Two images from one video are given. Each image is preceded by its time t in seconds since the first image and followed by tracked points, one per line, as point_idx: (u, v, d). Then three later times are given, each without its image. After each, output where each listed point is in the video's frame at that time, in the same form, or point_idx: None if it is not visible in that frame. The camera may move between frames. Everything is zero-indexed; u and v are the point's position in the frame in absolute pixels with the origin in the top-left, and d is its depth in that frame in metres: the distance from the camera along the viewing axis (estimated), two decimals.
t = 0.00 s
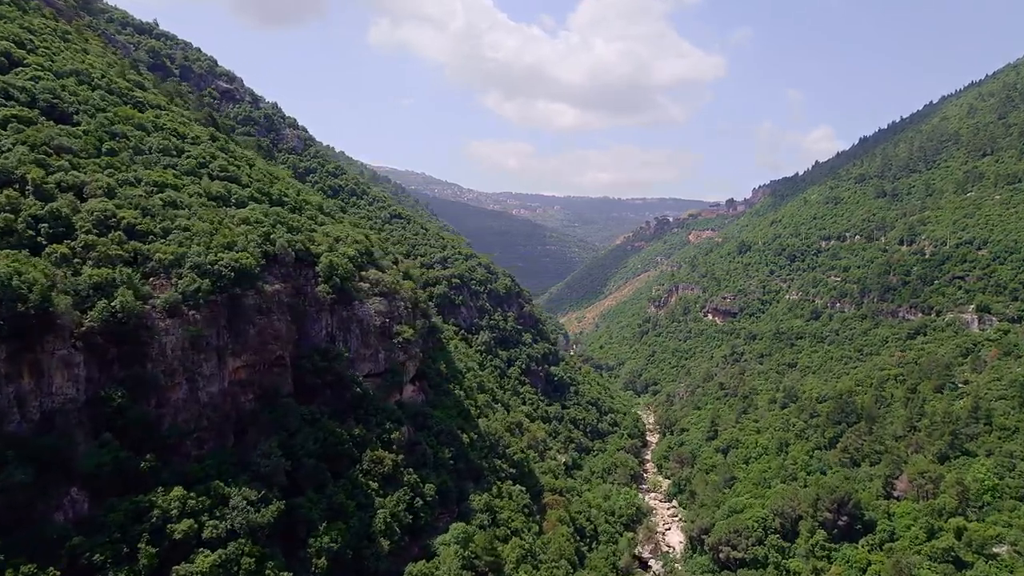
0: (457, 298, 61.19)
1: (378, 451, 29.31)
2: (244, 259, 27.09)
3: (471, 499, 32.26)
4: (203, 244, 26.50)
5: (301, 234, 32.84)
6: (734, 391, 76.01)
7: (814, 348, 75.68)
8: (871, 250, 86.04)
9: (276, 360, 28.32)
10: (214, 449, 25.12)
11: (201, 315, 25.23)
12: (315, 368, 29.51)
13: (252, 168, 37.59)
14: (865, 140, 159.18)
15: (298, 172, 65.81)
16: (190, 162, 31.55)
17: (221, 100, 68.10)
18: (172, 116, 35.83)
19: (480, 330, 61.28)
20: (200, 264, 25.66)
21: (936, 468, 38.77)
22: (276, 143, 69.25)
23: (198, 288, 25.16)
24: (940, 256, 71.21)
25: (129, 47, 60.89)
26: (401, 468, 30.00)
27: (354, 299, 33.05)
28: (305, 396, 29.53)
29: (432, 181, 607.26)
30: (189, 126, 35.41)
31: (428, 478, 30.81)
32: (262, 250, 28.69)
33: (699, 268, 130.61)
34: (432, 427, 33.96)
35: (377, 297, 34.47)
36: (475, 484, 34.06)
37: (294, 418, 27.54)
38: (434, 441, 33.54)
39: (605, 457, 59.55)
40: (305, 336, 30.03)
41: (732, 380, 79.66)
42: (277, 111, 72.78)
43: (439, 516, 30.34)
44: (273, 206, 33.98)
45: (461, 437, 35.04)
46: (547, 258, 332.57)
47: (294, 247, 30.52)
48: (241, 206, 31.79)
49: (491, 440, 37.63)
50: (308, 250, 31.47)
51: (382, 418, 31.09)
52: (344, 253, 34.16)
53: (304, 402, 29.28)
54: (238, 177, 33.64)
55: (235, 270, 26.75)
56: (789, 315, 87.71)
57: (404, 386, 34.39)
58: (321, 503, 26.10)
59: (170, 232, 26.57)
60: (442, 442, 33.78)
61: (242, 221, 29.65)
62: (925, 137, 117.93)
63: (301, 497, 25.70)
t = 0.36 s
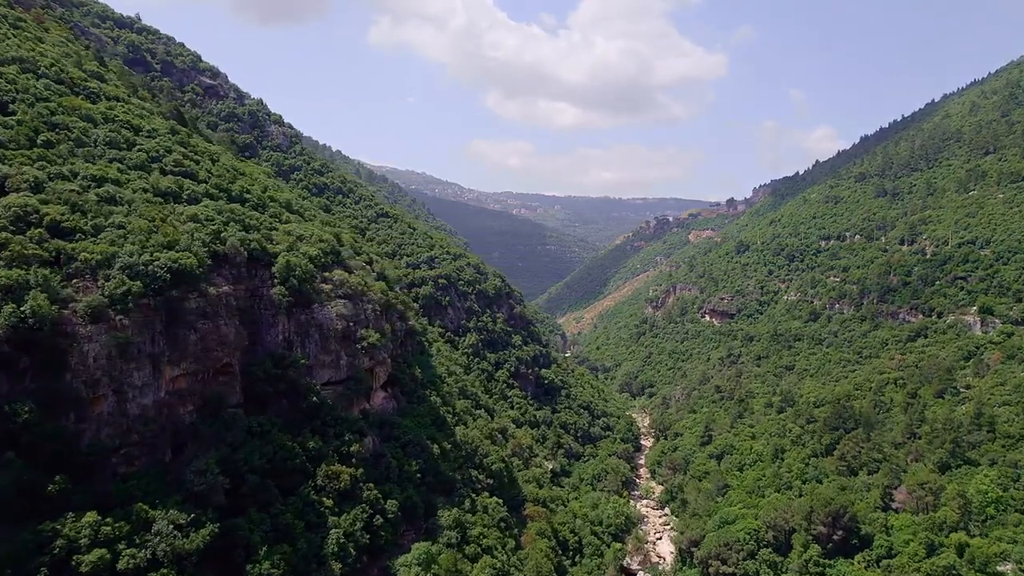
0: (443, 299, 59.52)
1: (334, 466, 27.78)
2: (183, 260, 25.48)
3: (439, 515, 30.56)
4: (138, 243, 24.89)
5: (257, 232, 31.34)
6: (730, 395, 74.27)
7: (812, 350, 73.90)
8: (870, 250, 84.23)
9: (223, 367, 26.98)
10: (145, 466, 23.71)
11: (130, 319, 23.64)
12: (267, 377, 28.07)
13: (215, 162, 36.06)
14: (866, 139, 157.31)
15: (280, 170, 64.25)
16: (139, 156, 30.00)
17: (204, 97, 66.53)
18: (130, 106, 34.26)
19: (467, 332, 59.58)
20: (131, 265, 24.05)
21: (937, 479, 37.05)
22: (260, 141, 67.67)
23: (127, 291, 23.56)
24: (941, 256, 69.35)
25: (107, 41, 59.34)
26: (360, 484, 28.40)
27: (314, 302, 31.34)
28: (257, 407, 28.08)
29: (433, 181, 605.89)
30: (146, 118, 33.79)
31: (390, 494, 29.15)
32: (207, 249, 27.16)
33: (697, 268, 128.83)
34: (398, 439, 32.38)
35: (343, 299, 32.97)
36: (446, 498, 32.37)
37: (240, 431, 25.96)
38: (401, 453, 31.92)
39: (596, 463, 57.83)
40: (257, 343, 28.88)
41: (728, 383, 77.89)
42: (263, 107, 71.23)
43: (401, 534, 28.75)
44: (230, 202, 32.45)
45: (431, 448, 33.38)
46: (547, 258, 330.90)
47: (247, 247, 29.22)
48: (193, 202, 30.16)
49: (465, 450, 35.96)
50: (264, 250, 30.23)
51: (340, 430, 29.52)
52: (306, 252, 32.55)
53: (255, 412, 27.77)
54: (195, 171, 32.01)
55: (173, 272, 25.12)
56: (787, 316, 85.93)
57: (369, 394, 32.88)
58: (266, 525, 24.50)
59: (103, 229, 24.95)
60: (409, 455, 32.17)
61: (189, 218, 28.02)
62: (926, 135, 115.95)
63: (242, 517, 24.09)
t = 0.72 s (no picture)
0: (430, 300, 57.14)
1: (277, 492, 25.53)
2: (94, 259, 23.19)
3: (400, 541, 28.31)
4: (41, 240, 22.45)
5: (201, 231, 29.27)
6: (732, 400, 71.68)
7: (817, 354, 71.17)
8: (878, 249, 81.33)
9: (148, 381, 24.90)
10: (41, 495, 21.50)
11: (23, 330, 21.25)
12: (203, 391, 26.06)
13: (167, 154, 33.88)
14: (874, 136, 154.14)
15: (263, 167, 62.05)
16: (69, 144, 27.80)
17: (186, 90, 64.37)
18: (73, 93, 32.10)
19: (456, 335, 57.19)
20: (27, 265, 21.63)
21: (952, 498, 34.72)
22: (244, 136, 65.48)
23: (20, 295, 21.05)
24: (952, 256, 66.49)
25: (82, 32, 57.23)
26: (306, 510, 26.21)
27: (262, 307, 28.93)
28: (195, 423, 26.01)
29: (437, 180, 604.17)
30: (89, 107, 31.70)
31: (343, 520, 26.94)
32: (133, 249, 25.07)
33: (700, 267, 126.01)
34: (357, 457, 30.19)
35: (298, 304, 30.73)
36: (410, 521, 30.12)
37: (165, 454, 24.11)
38: (359, 473, 29.63)
39: (590, 473, 55.39)
40: (196, 354, 26.89)
41: (729, 388, 75.22)
42: (248, 102, 69.06)
43: (354, 564, 26.58)
44: (174, 196, 30.24)
45: (395, 467, 31.11)
46: (550, 257, 328.14)
47: (183, 245, 27.21)
48: (129, 195, 27.93)
49: (438, 466, 34.04)
50: (204, 250, 28.15)
51: (287, 450, 27.38)
52: (255, 253, 30.26)
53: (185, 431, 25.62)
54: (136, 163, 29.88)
55: (83, 272, 22.86)
56: (791, 318, 83.18)
57: (324, 407, 30.49)
58: (188, 561, 22.19)
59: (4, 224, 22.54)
60: (369, 475, 29.88)
61: (114, 212, 25.72)
62: (936, 132, 112.75)
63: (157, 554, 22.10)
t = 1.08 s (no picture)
0: (418, 303, 54.02)
1: (200, 535, 22.19)
2: None
3: None
4: None
5: (126, 227, 26.25)
6: (739, 408, 68.35)
7: (829, 359, 67.66)
8: (892, 249, 77.62)
9: (42, 404, 21.49)
10: None
11: None
12: (112, 417, 22.84)
13: (104, 140, 30.93)
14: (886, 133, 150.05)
15: (244, 162, 59.16)
16: None
17: (167, 82, 61.52)
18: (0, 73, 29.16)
19: (446, 340, 54.14)
20: None
21: (986, 527, 31.76)
22: (227, 130, 62.64)
23: None
24: (973, 256, 62.80)
25: (54, 20, 54.46)
26: (236, 555, 22.97)
27: (195, 317, 25.83)
28: (103, 451, 22.87)
29: (441, 180, 602.03)
30: (15, 89, 28.76)
31: (284, 564, 23.83)
32: (25, 247, 21.94)
33: (707, 267, 122.34)
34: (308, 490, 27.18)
35: (243, 312, 27.55)
36: (368, 560, 27.07)
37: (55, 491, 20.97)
38: (308, 506, 26.57)
39: (588, 486, 52.25)
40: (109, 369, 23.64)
41: (736, 394, 71.79)
42: (232, 94, 66.18)
43: None
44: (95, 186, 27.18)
45: (353, 498, 28.06)
46: (555, 257, 324.64)
47: (95, 241, 24.15)
48: (37, 183, 24.80)
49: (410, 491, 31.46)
50: (125, 246, 25.18)
51: (220, 484, 24.22)
52: (190, 252, 27.29)
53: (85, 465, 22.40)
54: (54, 149, 26.89)
55: None
56: (802, 321, 79.64)
57: (269, 428, 27.50)
58: None
59: None
60: (321, 508, 26.83)
61: (9, 204, 22.61)
62: (952, 127, 108.78)
63: None
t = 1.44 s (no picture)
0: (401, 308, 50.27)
1: None
2: None
3: None
4: None
5: (10, 221, 22.48)
6: (746, 417, 64.74)
7: (841, 365, 63.96)
8: (907, 249, 73.84)
9: None
10: None
11: None
12: None
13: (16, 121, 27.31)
14: (894, 129, 146.19)
15: (219, 156, 55.54)
16: None
17: (138, 70, 57.83)
18: None
19: (432, 346, 50.52)
20: None
21: None
22: (203, 122, 59.02)
23: None
24: (996, 256, 59.00)
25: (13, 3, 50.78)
26: None
27: (96, 331, 21.57)
28: None
29: (442, 178, 599.04)
30: None
31: None
32: None
33: (710, 267, 118.44)
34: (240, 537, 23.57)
35: (163, 323, 23.52)
36: None
37: None
38: (239, 557, 22.88)
39: (585, 503, 48.65)
40: None
41: (743, 402, 68.06)
42: (210, 84, 62.52)
43: None
44: None
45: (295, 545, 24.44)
46: (555, 256, 320.96)
47: None
48: None
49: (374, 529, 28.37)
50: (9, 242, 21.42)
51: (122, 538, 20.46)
52: (98, 251, 23.35)
53: None
54: None
55: None
56: (811, 324, 75.96)
57: (196, 458, 24.00)
58: None
59: None
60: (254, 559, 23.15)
61: None
62: (965, 122, 104.97)
63: None
